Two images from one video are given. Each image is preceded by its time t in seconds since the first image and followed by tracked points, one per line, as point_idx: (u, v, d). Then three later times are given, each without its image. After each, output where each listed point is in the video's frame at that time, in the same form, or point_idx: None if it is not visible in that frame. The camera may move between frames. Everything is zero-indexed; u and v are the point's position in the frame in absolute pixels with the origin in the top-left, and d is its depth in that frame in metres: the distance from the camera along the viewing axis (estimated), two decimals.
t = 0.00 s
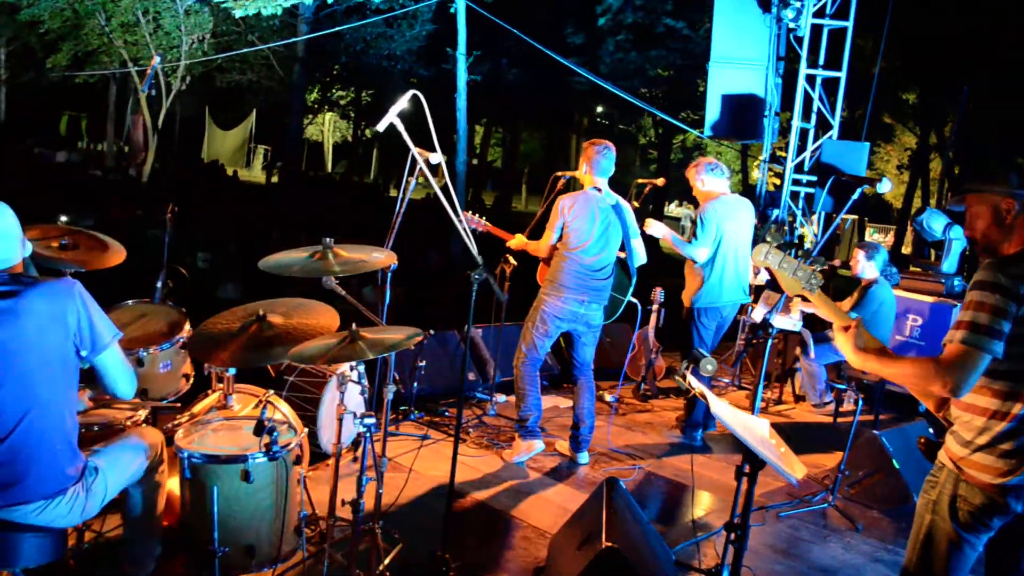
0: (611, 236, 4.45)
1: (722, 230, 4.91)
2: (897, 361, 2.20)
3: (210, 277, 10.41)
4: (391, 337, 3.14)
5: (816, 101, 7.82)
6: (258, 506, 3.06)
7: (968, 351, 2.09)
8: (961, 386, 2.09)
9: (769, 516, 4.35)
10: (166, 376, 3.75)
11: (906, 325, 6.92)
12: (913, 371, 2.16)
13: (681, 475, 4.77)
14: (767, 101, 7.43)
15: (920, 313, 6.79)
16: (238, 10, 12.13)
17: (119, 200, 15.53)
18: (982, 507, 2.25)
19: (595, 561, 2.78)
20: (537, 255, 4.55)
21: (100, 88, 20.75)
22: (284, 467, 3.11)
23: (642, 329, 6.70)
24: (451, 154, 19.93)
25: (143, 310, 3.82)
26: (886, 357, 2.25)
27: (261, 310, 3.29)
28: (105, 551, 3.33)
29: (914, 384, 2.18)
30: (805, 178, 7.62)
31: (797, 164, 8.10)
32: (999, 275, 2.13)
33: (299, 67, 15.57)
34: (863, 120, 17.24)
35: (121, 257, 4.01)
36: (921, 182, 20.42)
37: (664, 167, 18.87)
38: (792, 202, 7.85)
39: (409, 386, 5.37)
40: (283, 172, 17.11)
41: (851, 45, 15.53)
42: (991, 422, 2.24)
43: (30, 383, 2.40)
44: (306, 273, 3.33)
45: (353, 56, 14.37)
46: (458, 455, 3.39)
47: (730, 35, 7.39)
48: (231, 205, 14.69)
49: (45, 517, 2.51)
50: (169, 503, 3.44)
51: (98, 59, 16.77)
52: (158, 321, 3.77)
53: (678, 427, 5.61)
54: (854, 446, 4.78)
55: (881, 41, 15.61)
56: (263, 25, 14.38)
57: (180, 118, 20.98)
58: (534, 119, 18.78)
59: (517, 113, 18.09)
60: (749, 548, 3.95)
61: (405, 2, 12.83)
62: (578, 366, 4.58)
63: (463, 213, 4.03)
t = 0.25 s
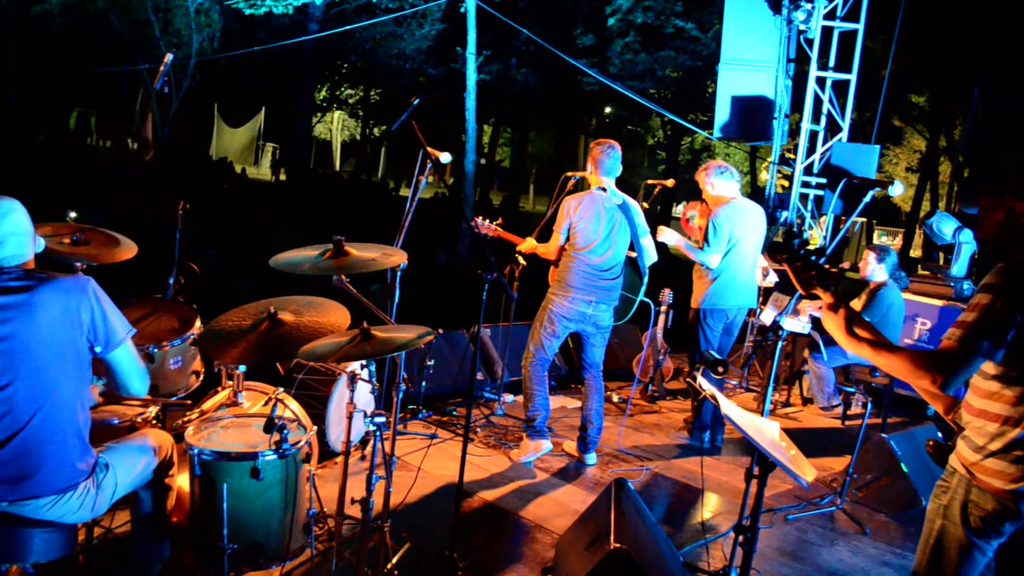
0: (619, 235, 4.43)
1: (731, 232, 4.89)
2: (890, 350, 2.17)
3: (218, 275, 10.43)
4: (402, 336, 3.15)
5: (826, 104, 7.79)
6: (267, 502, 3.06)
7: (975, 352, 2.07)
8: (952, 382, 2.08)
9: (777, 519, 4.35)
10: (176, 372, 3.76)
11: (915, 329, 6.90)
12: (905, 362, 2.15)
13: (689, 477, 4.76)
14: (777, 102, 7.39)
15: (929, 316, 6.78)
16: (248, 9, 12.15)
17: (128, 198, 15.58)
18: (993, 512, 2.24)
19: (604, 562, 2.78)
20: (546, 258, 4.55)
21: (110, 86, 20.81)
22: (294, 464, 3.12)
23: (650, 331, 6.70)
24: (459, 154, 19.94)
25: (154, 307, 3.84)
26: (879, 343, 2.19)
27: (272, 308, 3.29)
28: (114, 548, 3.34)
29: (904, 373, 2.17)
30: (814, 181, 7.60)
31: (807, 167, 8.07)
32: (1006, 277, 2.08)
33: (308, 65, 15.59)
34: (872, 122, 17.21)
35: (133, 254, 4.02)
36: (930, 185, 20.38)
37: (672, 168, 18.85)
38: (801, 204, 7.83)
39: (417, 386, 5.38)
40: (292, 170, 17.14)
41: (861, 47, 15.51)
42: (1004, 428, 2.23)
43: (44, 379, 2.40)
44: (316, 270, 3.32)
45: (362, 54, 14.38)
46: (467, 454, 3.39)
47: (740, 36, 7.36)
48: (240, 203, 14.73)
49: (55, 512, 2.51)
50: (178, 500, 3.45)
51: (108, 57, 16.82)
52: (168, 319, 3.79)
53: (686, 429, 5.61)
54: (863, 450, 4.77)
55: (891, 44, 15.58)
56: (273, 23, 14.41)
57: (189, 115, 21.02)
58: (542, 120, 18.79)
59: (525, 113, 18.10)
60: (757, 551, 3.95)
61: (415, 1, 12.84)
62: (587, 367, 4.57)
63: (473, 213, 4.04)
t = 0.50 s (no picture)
0: (629, 238, 4.42)
1: (741, 235, 4.88)
2: (910, 358, 2.18)
3: (227, 272, 10.45)
4: (414, 335, 3.15)
5: (836, 107, 7.76)
6: (277, 500, 3.07)
7: (986, 357, 2.07)
8: (973, 391, 2.08)
9: (785, 522, 4.34)
10: (188, 369, 3.77)
11: (924, 333, 6.88)
12: (924, 370, 2.15)
13: (697, 479, 4.75)
14: (787, 106, 7.37)
15: (938, 321, 6.77)
16: (260, 7, 12.16)
17: (138, 194, 15.62)
18: (1002, 517, 2.23)
19: (612, 563, 2.77)
20: (556, 260, 4.55)
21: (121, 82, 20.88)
22: (305, 462, 3.12)
23: (659, 332, 6.69)
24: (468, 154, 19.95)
25: (166, 304, 3.85)
26: (898, 350, 2.20)
27: (283, 306, 3.30)
28: (124, 543, 3.35)
29: (925, 381, 2.17)
30: (824, 184, 7.57)
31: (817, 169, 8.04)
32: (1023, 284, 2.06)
33: (319, 64, 15.60)
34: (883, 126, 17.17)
35: (144, 250, 4.02)
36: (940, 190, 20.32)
37: (682, 170, 18.83)
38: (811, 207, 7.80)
39: (426, 385, 5.38)
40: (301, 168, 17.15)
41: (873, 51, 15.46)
42: (1013, 431, 2.21)
43: (58, 375, 2.41)
44: (328, 269, 3.33)
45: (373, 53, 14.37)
46: (476, 454, 3.39)
47: (751, 38, 7.34)
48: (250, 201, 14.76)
49: (66, 507, 2.52)
50: (188, 497, 3.47)
51: (119, 53, 16.86)
52: (180, 315, 3.81)
53: (694, 431, 5.60)
54: (872, 454, 4.76)
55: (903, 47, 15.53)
56: (284, 22, 14.41)
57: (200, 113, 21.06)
58: (552, 120, 18.78)
59: (535, 113, 18.10)
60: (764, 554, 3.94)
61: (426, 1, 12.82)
62: (595, 368, 4.57)
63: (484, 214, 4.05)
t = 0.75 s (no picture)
0: (637, 239, 4.40)
1: (749, 238, 4.87)
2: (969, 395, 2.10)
3: (233, 271, 10.47)
4: (423, 335, 3.15)
5: (844, 109, 7.74)
6: (284, 499, 3.07)
7: None
8: None
9: (790, 525, 4.33)
10: (196, 367, 3.79)
11: (931, 337, 6.89)
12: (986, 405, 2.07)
13: (702, 482, 4.75)
14: (794, 109, 7.36)
15: (946, 325, 6.77)
16: (267, 6, 12.18)
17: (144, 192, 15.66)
18: (1010, 521, 2.23)
19: (618, 564, 2.78)
20: (563, 261, 4.54)
21: (128, 80, 20.92)
22: (312, 461, 3.13)
23: (666, 333, 6.68)
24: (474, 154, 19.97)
25: (174, 302, 3.86)
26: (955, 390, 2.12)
27: (291, 305, 3.31)
28: (131, 540, 3.36)
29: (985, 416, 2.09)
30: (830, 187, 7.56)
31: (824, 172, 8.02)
32: None
33: (326, 63, 15.62)
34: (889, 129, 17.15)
35: (153, 248, 4.04)
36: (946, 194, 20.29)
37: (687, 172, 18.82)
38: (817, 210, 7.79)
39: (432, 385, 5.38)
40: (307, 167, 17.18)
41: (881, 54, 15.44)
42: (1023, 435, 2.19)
43: (69, 373, 2.42)
44: (336, 269, 3.34)
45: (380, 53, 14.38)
46: (483, 455, 3.39)
47: (759, 41, 7.33)
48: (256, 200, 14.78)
49: (75, 504, 2.53)
50: (195, 495, 3.48)
51: (126, 51, 16.90)
52: (187, 313, 3.83)
53: (700, 433, 5.60)
54: (878, 458, 4.75)
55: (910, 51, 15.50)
56: (291, 21, 14.43)
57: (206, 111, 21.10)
58: (558, 121, 18.78)
59: (541, 115, 18.11)
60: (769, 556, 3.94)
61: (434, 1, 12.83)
62: (602, 370, 4.56)
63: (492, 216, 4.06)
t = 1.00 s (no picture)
0: (648, 238, 4.41)
1: (757, 239, 4.87)
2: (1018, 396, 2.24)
3: (239, 269, 10.48)
4: (434, 335, 3.15)
5: (853, 114, 7.72)
6: (293, 497, 3.08)
7: None
8: None
9: (797, 529, 4.33)
10: (205, 364, 3.80)
11: (938, 343, 6.83)
12: None
13: (709, 485, 4.75)
14: (803, 113, 7.33)
15: (953, 331, 6.71)
16: (277, 5, 12.18)
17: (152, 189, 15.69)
18: None
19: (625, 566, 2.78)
20: (574, 262, 4.54)
21: (138, 77, 20.95)
22: (322, 459, 3.14)
23: (673, 336, 6.68)
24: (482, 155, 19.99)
25: (185, 299, 3.88)
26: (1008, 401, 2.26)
27: (301, 303, 3.32)
28: (139, 536, 3.37)
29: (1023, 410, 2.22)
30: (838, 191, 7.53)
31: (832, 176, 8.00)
32: None
33: (335, 63, 15.62)
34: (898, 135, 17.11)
35: (165, 245, 4.05)
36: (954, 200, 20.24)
37: (695, 175, 18.81)
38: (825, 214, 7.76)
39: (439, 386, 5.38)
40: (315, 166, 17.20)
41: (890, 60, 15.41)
42: None
43: (82, 370, 2.43)
44: (345, 268, 3.34)
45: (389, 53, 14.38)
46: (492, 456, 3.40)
47: (769, 45, 7.31)
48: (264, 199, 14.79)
49: (86, 500, 2.53)
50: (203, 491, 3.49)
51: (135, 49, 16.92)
52: (198, 309, 3.85)
53: (706, 436, 5.60)
54: (885, 464, 4.73)
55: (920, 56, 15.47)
56: (301, 20, 14.44)
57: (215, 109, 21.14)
58: (566, 122, 18.74)
59: (550, 116, 18.10)
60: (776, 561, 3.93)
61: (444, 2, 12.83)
62: (611, 371, 4.56)
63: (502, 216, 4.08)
